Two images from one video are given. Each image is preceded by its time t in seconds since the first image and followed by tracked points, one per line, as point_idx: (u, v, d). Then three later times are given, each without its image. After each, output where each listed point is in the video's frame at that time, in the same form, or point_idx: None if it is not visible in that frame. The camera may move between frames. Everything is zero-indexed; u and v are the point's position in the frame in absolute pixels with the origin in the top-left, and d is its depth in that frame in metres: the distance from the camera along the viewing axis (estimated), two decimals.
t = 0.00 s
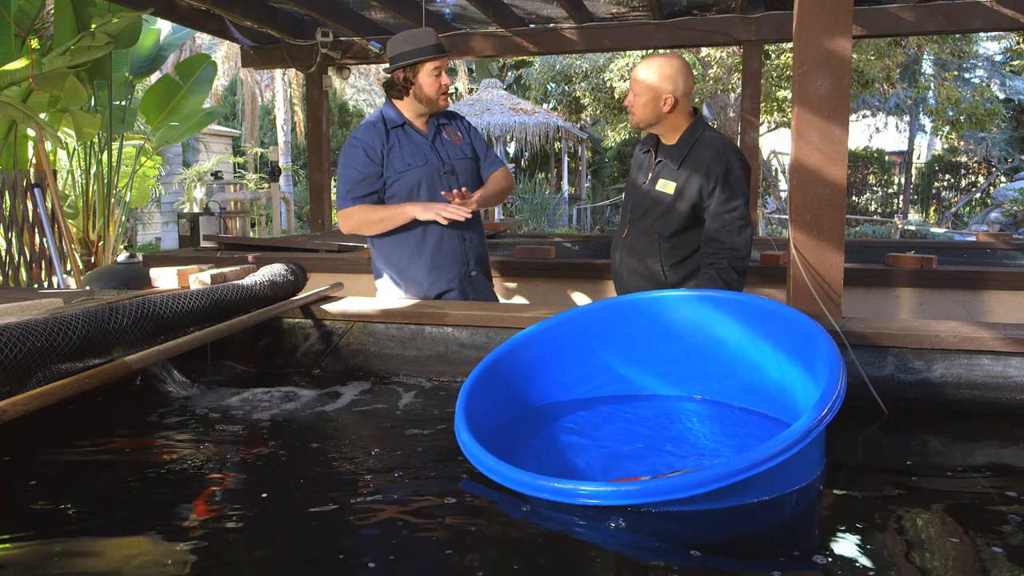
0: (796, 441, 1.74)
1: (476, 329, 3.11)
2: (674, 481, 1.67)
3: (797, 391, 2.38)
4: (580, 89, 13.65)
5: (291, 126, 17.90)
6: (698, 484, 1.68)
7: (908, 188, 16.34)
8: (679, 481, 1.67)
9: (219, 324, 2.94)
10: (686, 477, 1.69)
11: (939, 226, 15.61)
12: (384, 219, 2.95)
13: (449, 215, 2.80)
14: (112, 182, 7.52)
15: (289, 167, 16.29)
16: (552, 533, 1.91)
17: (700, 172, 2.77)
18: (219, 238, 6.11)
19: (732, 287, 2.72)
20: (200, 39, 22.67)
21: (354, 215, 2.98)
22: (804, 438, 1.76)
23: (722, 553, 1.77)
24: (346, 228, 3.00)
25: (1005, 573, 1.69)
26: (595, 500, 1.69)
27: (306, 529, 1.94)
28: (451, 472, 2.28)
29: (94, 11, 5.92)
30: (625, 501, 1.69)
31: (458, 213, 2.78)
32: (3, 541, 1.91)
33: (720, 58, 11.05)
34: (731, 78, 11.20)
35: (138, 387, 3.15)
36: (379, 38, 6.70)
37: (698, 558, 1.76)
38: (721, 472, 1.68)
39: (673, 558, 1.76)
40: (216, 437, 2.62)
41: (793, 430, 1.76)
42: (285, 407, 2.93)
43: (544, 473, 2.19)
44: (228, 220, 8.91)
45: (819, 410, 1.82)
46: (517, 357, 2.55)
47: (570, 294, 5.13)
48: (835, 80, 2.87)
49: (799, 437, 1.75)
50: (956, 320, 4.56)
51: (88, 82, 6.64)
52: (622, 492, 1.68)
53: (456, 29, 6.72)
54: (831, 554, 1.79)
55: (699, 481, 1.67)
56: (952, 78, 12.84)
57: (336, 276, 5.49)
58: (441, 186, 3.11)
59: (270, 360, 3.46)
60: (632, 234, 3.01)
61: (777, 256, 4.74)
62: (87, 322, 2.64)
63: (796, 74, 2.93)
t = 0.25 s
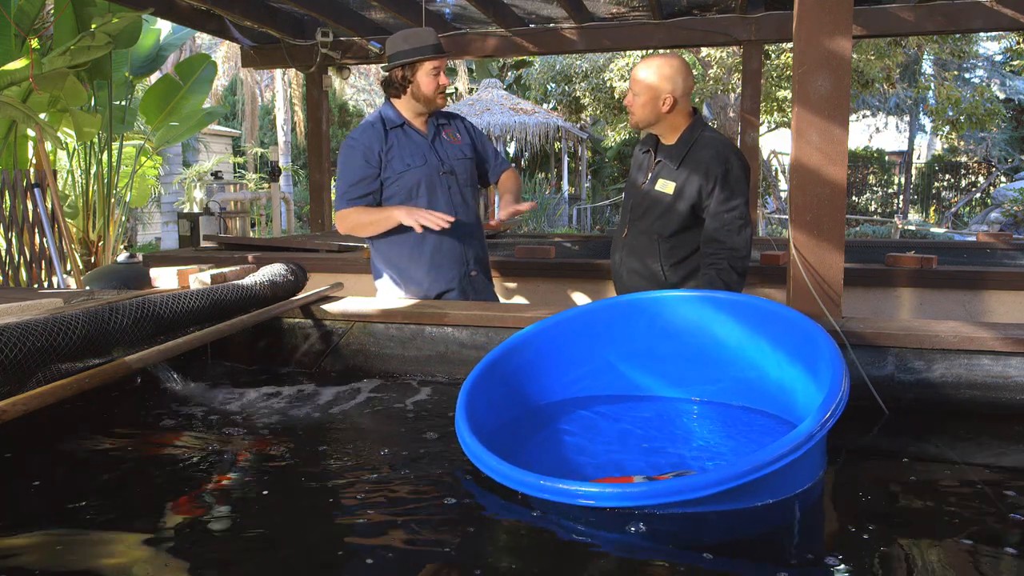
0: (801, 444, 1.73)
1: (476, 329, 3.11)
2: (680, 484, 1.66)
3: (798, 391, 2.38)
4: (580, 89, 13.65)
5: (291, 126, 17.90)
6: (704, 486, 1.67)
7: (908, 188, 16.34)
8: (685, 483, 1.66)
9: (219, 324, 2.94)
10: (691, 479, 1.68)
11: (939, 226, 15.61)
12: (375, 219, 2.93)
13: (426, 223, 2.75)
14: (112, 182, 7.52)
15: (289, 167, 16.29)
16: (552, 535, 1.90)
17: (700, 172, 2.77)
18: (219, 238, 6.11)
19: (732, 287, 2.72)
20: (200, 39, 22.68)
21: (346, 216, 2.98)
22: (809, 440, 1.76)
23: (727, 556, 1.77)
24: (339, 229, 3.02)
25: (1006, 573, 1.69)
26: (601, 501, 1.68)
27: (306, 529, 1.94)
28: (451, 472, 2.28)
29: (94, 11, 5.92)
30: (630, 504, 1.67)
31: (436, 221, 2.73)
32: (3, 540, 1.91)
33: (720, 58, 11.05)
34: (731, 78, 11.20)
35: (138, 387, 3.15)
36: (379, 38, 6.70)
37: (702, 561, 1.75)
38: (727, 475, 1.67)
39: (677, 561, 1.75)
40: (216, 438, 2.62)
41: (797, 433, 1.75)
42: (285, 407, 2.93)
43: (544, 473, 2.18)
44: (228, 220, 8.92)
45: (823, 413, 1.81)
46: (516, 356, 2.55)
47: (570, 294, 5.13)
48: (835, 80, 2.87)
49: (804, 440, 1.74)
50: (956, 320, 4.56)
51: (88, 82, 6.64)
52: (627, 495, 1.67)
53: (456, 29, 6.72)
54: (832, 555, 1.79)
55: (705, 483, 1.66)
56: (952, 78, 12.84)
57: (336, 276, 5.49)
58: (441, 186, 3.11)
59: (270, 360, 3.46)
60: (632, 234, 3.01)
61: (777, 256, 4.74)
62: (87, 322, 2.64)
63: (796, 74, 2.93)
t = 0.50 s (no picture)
0: (805, 446, 1.72)
1: (476, 329, 3.11)
2: (684, 485, 1.65)
3: (799, 392, 2.37)
4: (580, 89, 13.65)
5: (291, 126, 17.90)
6: (708, 487, 1.66)
7: (908, 189, 16.34)
8: (689, 484, 1.65)
9: (219, 324, 2.94)
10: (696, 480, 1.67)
11: (938, 226, 15.62)
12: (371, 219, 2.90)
13: (420, 222, 2.72)
14: (112, 182, 7.52)
15: (289, 167, 16.29)
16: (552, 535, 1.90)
17: (700, 172, 2.77)
18: (219, 238, 6.11)
19: (732, 287, 2.72)
20: (200, 39, 22.71)
21: (343, 214, 2.95)
22: (812, 441, 1.74)
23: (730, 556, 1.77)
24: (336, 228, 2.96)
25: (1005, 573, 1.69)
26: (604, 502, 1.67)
27: (305, 529, 1.94)
28: (451, 472, 2.28)
29: (94, 11, 5.92)
30: (633, 503, 1.66)
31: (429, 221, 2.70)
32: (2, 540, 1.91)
33: (720, 58, 11.06)
34: (731, 78, 11.20)
35: (138, 387, 3.15)
36: (379, 38, 6.70)
37: (704, 561, 1.75)
38: (733, 476, 1.65)
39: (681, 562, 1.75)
40: (217, 438, 2.61)
41: (802, 435, 1.74)
42: (285, 407, 2.93)
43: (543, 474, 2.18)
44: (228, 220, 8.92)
45: (827, 416, 1.80)
46: (516, 356, 2.54)
47: (570, 294, 5.13)
48: (835, 80, 2.87)
49: (809, 442, 1.73)
50: (957, 320, 4.56)
51: (88, 82, 6.64)
52: (630, 496, 1.66)
53: (456, 29, 6.72)
54: (832, 555, 1.79)
55: (710, 484, 1.65)
56: (952, 78, 12.84)
57: (336, 276, 5.49)
58: (441, 186, 3.11)
59: (270, 360, 3.46)
60: (632, 234, 3.01)
61: (777, 255, 4.74)
62: (87, 322, 2.64)
63: (796, 74, 2.93)
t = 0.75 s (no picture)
0: (808, 451, 1.73)
1: (476, 329, 3.11)
2: (689, 488, 1.65)
3: (800, 393, 2.38)
4: (579, 89, 13.66)
5: (291, 126, 17.90)
6: (714, 490, 1.66)
7: (908, 189, 16.34)
8: (695, 487, 1.65)
9: (219, 324, 2.94)
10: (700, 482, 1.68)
11: (938, 226, 15.61)
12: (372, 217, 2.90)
13: (422, 218, 2.72)
14: (112, 182, 7.52)
15: (289, 167, 16.29)
16: (553, 534, 1.90)
17: (700, 172, 2.77)
18: (219, 238, 6.11)
19: (731, 288, 2.72)
20: (200, 39, 22.74)
21: (345, 214, 2.96)
22: (816, 446, 1.75)
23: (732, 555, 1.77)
24: (339, 228, 2.98)
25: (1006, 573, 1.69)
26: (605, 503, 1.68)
27: (305, 529, 1.94)
28: (451, 473, 2.28)
29: (94, 11, 5.92)
30: (637, 505, 1.67)
31: (433, 215, 2.69)
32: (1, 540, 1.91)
33: (720, 58, 11.06)
34: (731, 78, 11.21)
35: (138, 387, 3.16)
36: (379, 38, 6.71)
37: (707, 561, 1.75)
38: (739, 479, 1.66)
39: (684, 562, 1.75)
40: (217, 437, 2.62)
41: (806, 439, 1.75)
42: (284, 407, 2.93)
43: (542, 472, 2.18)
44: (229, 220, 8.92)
45: (830, 420, 1.81)
46: (516, 354, 2.54)
47: (570, 294, 5.13)
48: (835, 80, 2.87)
49: (811, 446, 1.74)
50: (956, 320, 4.56)
51: (88, 82, 6.64)
52: (636, 498, 1.66)
53: (456, 29, 6.72)
54: (832, 554, 1.79)
55: (714, 486, 1.66)
56: (952, 78, 12.84)
57: (336, 276, 5.49)
58: (442, 186, 3.11)
59: (270, 360, 3.46)
60: (632, 234, 3.01)
61: (777, 255, 4.74)
62: (87, 322, 2.64)
63: (796, 74, 2.93)
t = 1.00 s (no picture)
0: (813, 457, 1.73)
1: (476, 329, 3.11)
2: (695, 493, 1.65)
3: (801, 395, 2.38)
4: (579, 89, 13.67)
5: (291, 126, 17.90)
6: (720, 495, 1.66)
7: (908, 188, 16.34)
8: (700, 491, 1.65)
9: (219, 324, 2.93)
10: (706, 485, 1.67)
11: (938, 226, 15.62)
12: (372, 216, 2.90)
13: (422, 218, 2.72)
14: (112, 182, 7.52)
15: (289, 167, 16.28)
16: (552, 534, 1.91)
17: (700, 172, 2.77)
18: (219, 238, 6.11)
19: (731, 288, 2.71)
20: (200, 39, 22.75)
21: (345, 213, 2.95)
22: (820, 453, 1.75)
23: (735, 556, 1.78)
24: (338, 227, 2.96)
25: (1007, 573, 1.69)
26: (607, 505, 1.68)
27: (305, 528, 1.94)
28: (451, 473, 2.28)
29: (94, 11, 5.91)
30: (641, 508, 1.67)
31: (432, 215, 2.69)
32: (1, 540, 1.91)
33: (720, 58, 11.06)
34: (731, 78, 11.21)
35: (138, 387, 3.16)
36: (379, 38, 6.71)
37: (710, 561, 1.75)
38: (745, 485, 1.66)
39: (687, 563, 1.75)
40: (218, 437, 2.62)
41: (811, 445, 1.75)
42: (284, 407, 2.93)
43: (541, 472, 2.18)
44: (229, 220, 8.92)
45: (833, 427, 1.81)
46: (514, 353, 2.53)
47: (570, 294, 5.13)
48: (835, 80, 2.87)
49: (816, 452, 1.74)
50: (956, 320, 4.56)
51: (88, 82, 6.64)
52: (640, 500, 1.66)
53: (456, 29, 6.72)
54: (832, 554, 1.79)
55: (722, 491, 1.65)
56: (952, 78, 12.84)
57: (336, 276, 5.49)
58: (442, 186, 3.11)
59: (270, 360, 3.46)
60: (632, 234, 3.01)
61: (777, 255, 4.74)
62: (87, 322, 2.64)
63: (796, 73, 2.93)
